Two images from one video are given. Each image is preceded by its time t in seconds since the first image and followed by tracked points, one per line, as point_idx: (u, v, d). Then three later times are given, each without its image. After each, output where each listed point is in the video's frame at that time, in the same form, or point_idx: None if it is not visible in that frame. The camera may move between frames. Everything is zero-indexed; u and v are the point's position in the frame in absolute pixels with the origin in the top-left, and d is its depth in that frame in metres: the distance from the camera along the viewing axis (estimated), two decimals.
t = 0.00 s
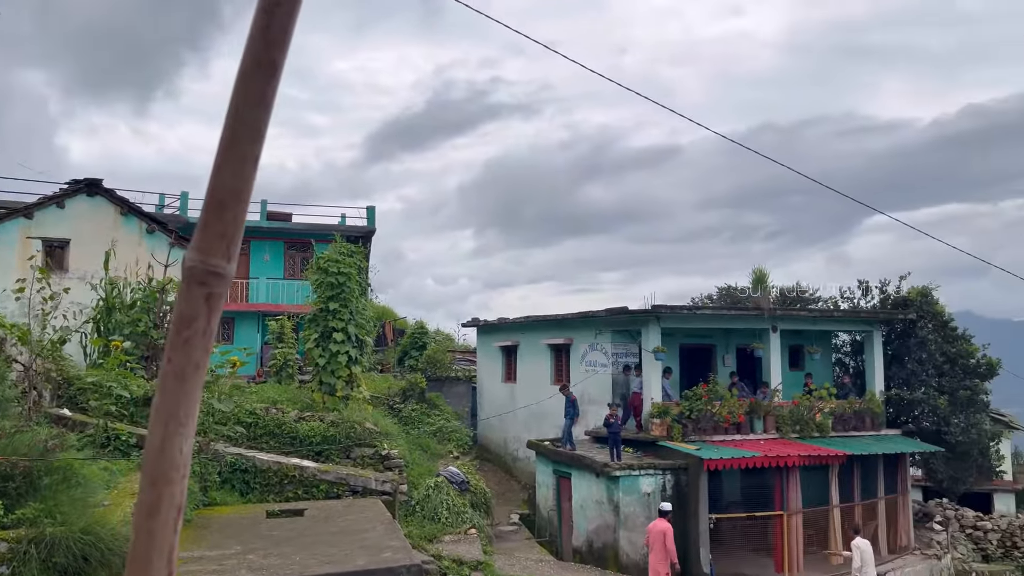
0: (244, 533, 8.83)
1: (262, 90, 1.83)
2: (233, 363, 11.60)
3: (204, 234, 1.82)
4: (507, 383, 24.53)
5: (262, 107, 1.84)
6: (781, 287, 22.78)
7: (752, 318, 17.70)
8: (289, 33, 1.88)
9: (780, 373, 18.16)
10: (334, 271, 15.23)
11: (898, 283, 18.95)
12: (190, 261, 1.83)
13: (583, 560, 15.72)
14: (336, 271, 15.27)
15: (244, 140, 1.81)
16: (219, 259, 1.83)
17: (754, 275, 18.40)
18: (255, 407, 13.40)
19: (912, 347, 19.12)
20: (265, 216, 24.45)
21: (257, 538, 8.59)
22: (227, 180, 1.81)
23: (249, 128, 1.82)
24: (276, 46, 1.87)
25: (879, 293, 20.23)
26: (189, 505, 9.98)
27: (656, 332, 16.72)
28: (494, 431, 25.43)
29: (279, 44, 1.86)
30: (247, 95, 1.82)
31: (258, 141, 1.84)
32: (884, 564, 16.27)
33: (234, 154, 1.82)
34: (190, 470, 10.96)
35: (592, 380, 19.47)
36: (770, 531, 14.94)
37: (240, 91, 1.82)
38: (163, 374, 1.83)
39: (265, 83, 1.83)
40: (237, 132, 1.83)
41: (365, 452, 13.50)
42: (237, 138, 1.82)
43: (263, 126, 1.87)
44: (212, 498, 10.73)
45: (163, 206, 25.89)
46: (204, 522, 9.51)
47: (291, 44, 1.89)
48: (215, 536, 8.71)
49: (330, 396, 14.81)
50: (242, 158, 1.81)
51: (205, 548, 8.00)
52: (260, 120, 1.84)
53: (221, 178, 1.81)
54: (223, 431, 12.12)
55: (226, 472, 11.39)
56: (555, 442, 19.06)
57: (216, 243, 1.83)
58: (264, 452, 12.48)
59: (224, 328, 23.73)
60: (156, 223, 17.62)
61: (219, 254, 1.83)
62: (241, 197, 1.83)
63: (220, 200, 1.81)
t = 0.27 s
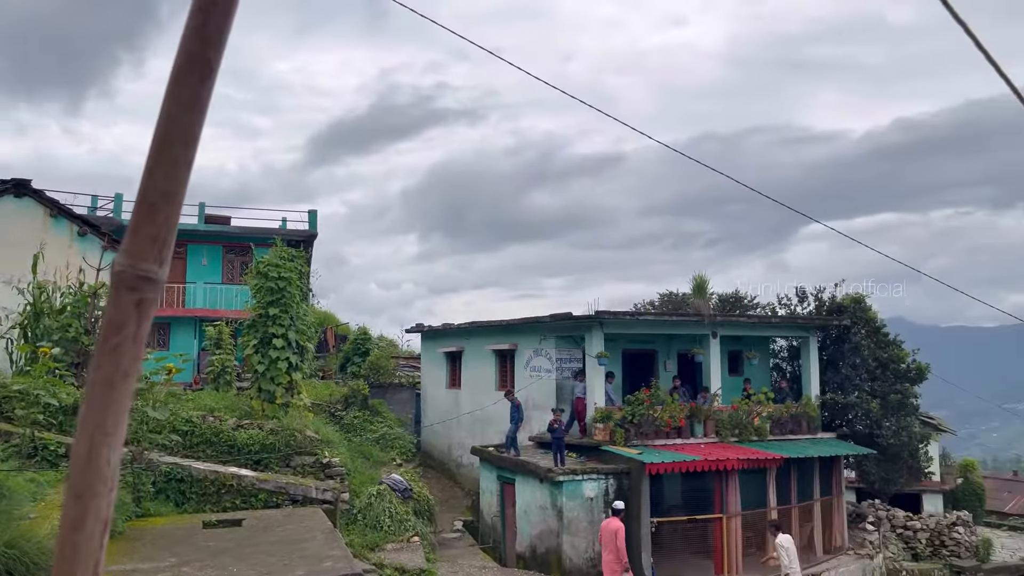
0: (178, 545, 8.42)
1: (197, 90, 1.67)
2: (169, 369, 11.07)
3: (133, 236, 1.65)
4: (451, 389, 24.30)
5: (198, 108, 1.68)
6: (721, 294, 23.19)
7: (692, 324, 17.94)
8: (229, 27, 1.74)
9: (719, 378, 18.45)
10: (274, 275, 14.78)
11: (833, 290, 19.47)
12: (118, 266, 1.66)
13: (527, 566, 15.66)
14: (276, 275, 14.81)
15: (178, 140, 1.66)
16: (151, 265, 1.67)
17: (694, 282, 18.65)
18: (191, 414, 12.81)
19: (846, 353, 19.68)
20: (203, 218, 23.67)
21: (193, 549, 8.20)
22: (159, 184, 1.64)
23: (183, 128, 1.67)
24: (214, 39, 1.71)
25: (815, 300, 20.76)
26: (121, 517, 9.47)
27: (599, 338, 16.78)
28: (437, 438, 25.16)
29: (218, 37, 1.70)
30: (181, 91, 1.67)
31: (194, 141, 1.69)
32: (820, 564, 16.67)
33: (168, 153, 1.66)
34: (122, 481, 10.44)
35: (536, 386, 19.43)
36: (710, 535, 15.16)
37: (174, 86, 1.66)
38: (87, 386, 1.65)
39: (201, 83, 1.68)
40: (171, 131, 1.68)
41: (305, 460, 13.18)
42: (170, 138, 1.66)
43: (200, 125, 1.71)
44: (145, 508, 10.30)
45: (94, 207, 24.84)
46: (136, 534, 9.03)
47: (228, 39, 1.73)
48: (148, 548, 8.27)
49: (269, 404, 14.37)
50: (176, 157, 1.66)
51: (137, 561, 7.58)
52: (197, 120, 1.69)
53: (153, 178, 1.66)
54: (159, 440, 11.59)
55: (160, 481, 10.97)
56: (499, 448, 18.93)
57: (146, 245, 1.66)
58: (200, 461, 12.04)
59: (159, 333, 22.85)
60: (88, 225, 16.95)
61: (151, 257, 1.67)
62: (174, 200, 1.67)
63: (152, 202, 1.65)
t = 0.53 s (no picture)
0: (116, 556, 8.01)
1: (129, 91, 1.60)
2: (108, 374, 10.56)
3: (60, 238, 1.55)
4: (400, 394, 23.97)
5: (131, 109, 1.61)
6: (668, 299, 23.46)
7: (641, 328, 18.05)
8: (165, 28, 1.68)
9: (667, 383, 18.61)
10: (218, 278, 14.29)
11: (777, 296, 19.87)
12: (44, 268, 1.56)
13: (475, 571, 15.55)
14: (221, 279, 14.33)
15: (110, 140, 1.58)
16: (79, 268, 1.57)
17: (642, 287, 18.79)
18: (131, 421, 12.32)
19: (789, 357, 20.10)
20: (144, 219, 22.84)
21: (132, 560, 7.81)
22: (88, 183, 1.55)
23: (113, 129, 1.58)
24: (152, 38, 1.65)
25: (760, 306, 21.15)
26: (56, 526, 8.97)
27: (549, 343, 16.74)
28: (386, 443, 24.80)
29: (156, 37, 1.65)
30: (112, 91, 1.59)
31: (127, 143, 1.61)
32: (764, 565, 16.96)
33: (100, 155, 1.57)
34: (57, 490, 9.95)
35: (486, 391, 19.32)
36: (657, 537, 15.17)
37: (104, 87, 1.58)
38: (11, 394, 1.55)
39: (135, 84, 1.61)
40: (102, 130, 1.59)
41: (250, 467, 12.77)
42: (99, 138, 1.58)
43: (133, 127, 1.63)
44: (82, 517, 9.86)
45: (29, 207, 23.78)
46: (69, 544, 8.57)
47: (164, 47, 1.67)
48: (85, 559, 7.85)
49: (212, 410, 13.91)
50: (108, 158, 1.57)
51: (72, 572, 7.18)
52: (130, 121, 1.61)
53: (82, 178, 1.57)
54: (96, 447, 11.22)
55: (97, 490, 10.55)
56: (448, 454, 18.72)
57: (75, 245, 1.56)
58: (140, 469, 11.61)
59: (97, 337, 21.96)
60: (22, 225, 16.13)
61: (81, 260, 1.57)
62: (107, 201, 1.58)
63: (82, 203, 1.55)
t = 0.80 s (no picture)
0: (57, 565, 7.63)
1: (64, 90, 1.34)
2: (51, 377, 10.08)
3: None
4: (354, 398, 23.58)
5: (67, 106, 1.35)
6: (623, 303, 23.60)
7: (596, 332, 18.08)
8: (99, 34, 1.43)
9: (621, 386, 18.67)
10: (167, 281, 13.83)
11: (729, 301, 20.13)
12: None
13: None
14: (170, 281, 13.87)
15: (46, 137, 1.31)
16: (12, 270, 1.24)
17: (597, 291, 18.83)
18: (75, 426, 11.87)
19: (741, 361, 20.36)
20: (90, 219, 22.03)
21: (73, 570, 7.44)
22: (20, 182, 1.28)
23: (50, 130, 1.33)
24: (97, 28, 1.42)
25: (713, 310, 21.41)
26: None
27: (505, 346, 16.65)
28: (339, 448, 24.39)
29: (101, 27, 1.41)
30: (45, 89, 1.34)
31: (65, 141, 1.34)
32: (715, 566, 17.13)
33: (34, 154, 1.30)
34: None
35: (441, 395, 19.11)
36: (610, 540, 15.19)
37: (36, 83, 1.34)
38: None
39: (69, 84, 1.35)
40: (35, 131, 1.33)
41: (199, 472, 12.32)
42: (34, 139, 1.32)
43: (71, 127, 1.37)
44: (22, 527, 9.42)
45: None
46: (6, 554, 8.13)
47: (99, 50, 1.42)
48: (24, 569, 7.44)
49: (161, 414, 13.43)
50: (44, 156, 1.30)
51: None
52: (67, 118, 1.35)
53: (15, 177, 1.29)
54: (36, 453, 10.78)
55: (39, 497, 10.10)
56: (402, 458, 18.47)
57: (4, 247, 1.24)
58: (84, 476, 11.16)
59: (40, 340, 21.06)
60: None
61: (12, 262, 1.24)
62: (43, 201, 1.29)
63: (14, 203, 1.26)
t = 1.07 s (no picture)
0: None
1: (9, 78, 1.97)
2: None
3: None
4: (311, 402, 23.19)
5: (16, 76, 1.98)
6: (584, 306, 23.64)
7: (556, 335, 18.05)
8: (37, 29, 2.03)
9: (580, 388, 18.66)
10: (119, 282, 13.32)
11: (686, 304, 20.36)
12: None
13: None
14: (122, 282, 13.38)
15: None
16: None
17: (557, 294, 18.83)
18: (21, 430, 11.40)
19: (698, 363, 20.55)
20: (39, 218, 21.25)
21: None
22: None
23: None
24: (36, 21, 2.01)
25: (671, 313, 21.59)
26: None
27: (466, 348, 16.53)
28: (296, 452, 23.95)
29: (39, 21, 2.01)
30: None
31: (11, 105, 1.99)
32: (672, 567, 17.24)
33: None
34: None
35: (400, 398, 18.88)
36: (570, 542, 15.22)
37: None
38: None
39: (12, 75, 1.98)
40: None
41: (152, 477, 11.91)
42: None
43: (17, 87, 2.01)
44: None
45: None
46: None
47: (39, 42, 2.04)
48: None
49: (112, 418, 12.92)
50: None
51: None
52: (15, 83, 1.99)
53: None
54: None
55: None
56: (360, 461, 18.18)
57: None
58: (29, 482, 10.71)
59: None
60: None
61: None
62: None
63: None
